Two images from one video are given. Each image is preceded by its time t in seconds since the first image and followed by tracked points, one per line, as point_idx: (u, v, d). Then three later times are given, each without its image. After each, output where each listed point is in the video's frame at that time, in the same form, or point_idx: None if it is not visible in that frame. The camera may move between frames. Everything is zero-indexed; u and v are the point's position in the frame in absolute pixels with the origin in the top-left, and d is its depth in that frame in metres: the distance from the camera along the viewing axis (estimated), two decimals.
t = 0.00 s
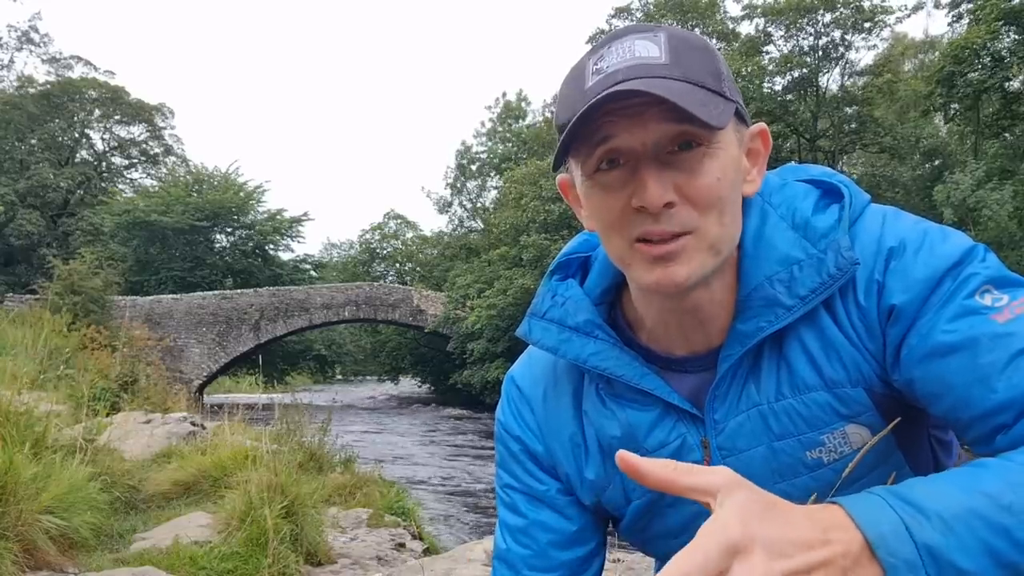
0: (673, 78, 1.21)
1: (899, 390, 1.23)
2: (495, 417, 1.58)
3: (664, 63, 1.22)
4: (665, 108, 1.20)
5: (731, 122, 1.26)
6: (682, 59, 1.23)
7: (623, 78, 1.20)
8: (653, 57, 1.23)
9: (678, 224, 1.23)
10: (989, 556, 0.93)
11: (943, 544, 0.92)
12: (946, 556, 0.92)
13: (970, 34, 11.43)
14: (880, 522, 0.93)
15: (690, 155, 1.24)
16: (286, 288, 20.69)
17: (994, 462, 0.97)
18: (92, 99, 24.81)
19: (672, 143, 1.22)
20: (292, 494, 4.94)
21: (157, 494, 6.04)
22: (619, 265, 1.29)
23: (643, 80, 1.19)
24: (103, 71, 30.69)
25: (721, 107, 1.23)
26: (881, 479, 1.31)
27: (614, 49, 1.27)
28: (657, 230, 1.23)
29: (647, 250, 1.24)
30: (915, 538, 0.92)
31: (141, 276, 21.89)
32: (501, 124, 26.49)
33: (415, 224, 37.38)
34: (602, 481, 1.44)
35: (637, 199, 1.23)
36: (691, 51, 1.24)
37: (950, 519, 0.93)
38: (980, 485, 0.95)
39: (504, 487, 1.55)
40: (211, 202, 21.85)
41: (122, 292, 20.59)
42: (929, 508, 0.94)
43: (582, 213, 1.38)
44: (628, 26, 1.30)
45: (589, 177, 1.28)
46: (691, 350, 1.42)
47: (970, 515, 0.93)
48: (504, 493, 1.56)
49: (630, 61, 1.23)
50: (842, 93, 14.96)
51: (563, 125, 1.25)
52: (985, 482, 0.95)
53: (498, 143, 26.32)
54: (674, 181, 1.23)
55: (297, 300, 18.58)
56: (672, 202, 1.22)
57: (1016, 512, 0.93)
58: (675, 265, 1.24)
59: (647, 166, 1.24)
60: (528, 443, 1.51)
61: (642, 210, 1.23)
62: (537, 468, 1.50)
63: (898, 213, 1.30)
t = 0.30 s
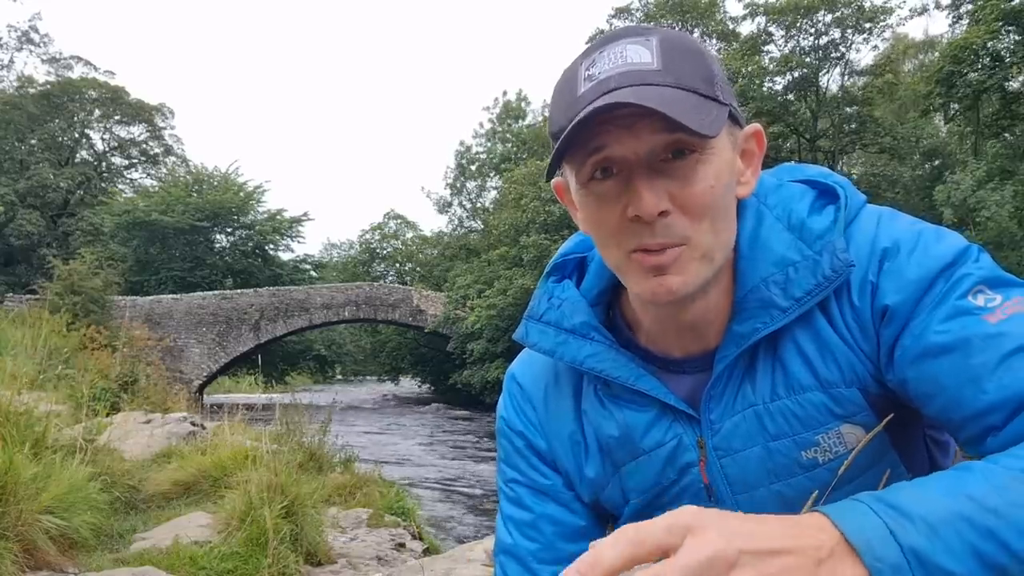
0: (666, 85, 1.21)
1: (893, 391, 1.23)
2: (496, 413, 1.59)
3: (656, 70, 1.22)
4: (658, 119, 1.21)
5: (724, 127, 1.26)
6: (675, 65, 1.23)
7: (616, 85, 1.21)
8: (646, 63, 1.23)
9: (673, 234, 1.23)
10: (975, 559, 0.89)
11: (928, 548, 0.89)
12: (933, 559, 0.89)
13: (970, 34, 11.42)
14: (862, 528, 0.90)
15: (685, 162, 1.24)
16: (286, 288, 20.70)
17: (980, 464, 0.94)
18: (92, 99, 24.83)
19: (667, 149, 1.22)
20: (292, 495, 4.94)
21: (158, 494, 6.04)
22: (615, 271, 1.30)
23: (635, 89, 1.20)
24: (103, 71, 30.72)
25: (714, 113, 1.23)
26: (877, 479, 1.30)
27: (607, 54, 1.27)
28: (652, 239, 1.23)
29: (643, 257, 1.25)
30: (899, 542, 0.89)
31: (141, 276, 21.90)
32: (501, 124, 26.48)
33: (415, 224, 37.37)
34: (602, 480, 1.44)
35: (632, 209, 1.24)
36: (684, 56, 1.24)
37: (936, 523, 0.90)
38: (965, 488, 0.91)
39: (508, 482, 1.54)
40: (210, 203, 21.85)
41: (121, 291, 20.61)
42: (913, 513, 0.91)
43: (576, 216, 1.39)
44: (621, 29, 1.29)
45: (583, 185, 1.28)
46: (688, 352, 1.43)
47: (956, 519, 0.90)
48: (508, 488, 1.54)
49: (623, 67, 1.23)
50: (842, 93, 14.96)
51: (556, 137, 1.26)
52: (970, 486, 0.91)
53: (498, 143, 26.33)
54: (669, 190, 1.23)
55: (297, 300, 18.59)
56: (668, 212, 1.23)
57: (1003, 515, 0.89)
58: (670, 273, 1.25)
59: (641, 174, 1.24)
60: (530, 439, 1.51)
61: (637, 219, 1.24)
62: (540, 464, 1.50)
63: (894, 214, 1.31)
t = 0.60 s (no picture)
0: (638, 107, 1.20)
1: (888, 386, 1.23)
2: (502, 403, 1.57)
3: (628, 91, 1.21)
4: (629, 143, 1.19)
5: (706, 135, 1.24)
6: (647, 83, 1.21)
7: (589, 111, 1.21)
8: (618, 83, 1.22)
9: (657, 246, 1.23)
10: (962, 564, 0.88)
11: (916, 553, 0.88)
12: (920, 564, 0.88)
13: (970, 34, 11.41)
14: (850, 539, 0.90)
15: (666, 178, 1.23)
16: (286, 288, 20.70)
17: (963, 470, 0.93)
18: (92, 99, 24.86)
19: (639, 175, 1.20)
20: (292, 494, 4.94)
21: (158, 494, 6.04)
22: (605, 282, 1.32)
23: (608, 115, 1.19)
24: (103, 71, 30.69)
25: (692, 124, 1.21)
26: (873, 475, 1.31)
27: (583, 71, 1.25)
28: (637, 255, 1.24)
29: (632, 270, 1.26)
30: (887, 549, 0.88)
31: (141, 276, 21.92)
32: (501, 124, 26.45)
33: (415, 224, 37.35)
34: (607, 473, 1.44)
35: (613, 229, 1.23)
36: (658, 73, 1.22)
37: (924, 531, 0.89)
38: (952, 495, 0.90)
39: (517, 470, 1.49)
40: (210, 202, 21.84)
41: (121, 291, 20.62)
42: (899, 521, 0.90)
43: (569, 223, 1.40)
44: (595, 42, 1.27)
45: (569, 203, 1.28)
46: (684, 349, 1.44)
47: (942, 525, 0.89)
48: (514, 478, 1.50)
49: (596, 90, 1.23)
50: (843, 93, 14.96)
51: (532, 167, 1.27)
52: (956, 492, 0.90)
53: (498, 143, 26.32)
54: (650, 207, 1.22)
55: (297, 300, 18.59)
56: (651, 230, 1.22)
57: (990, 519, 0.88)
58: (656, 284, 1.26)
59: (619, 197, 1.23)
60: (538, 429, 1.48)
61: (619, 240, 1.23)
62: (547, 450, 1.48)
63: (889, 212, 1.30)
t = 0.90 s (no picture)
0: (644, 80, 1.22)
1: (892, 385, 1.23)
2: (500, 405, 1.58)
3: (635, 67, 1.23)
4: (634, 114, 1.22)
5: (709, 116, 1.27)
6: (654, 61, 1.25)
7: (597, 82, 1.24)
8: (625, 60, 1.24)
9: (659, 222, 1.25)
10: (957, 547, 0.87)
11: (911, 534, 0.87)
12: (913, 545, 0.86)
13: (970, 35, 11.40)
14: (846, 517, 0.88)
15: (670, 156, 1.25)
16: (286, 288, 20.70)
17: (960, 458, 0.92)
18: (92, 99, 24.88)
19: (644, 145, 1.23)
20: (292, 494, 4.94)
21: (158, 494, 6.04)
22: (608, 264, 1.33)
23: (615, 86, 1.22)
24: (103, 71, 30.66)
25: (696, 102, 1.23)
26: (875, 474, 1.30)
27: (591, 53, 1.29)
28: (637, 229, 1.25)
29: (632, 246, 1.27)
30: (879, 527, 0.87)
31: (141, 276, 21.91)
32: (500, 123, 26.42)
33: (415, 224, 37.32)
34: (606, 472, 1.44)
35: (615, 201, 1.26)
36: (666, 51, 1.25)
37: (916, 512, 0.88)
38: (948, 479, 0.89)
39: (513, 469, 1.49)
40: (210, 202, 21.83)
41: (121, 291, 20.64)
42: (895, 501, 0.88)
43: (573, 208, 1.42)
44: (605, 29, 1.32)
45: (574, 179, 1.31)
46: (686, 345, 1.44)
47: (938, 507, 0.87)
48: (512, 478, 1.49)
49: (605, 64, 1.25)
50: (843, 93, 14.97)
51: (538, 130, 1.29)
52: (952, 477, 0.89)
53: (497, 143, 26.31)
54: (653, 182, 1.24)
55: (297, 300, 18.59)
56: (652, 202, 1.24)
57: (987, 504, 0.87)
58: (657, 259, 1.26)
59: (626, 170, 1.26)
60: (537, 429, 1.50)
61: (621, 212, 1.26)
62: (545, 451, 1.48)
63: (892, 212, 1.30)
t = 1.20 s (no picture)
0: (654, 77, 1.23)
1: (897, 389, 1.23)
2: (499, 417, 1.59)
3: (647, 63, 1.25)
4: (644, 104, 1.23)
5: (717, 119, 1.28)
6: (665, 59, 1.26)
7: (606, 78, 1.24)
8: (637, 57, 1.26)
9: (661, 221, 1.25)
10: (972, 525, 0.97)
11: (927, 514, 0.97)
12: (929, 525, 0.97)
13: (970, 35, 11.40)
14: (865, 491, 0.98)
15: (676, 156, 1.25)
16: (287, 288, 20.69)
17: (977, 447, 1.01)
18: (92, 99, 24.87)
19: (650, 143, 1.25)
20: (292, 495, 4.93)
21: (158, 494, 6.04)
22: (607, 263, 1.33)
23: (625, 82, 1.22)
24: (103, 71, 30.65)
25: (704, 104, 1.25)
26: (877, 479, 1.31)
27: (602, 49, 1.30)
28: (640, 228, 1.26)
29: (633, 246, 1.28)
30: (897, 506, 0.97)
31: (141, 276, 21.91)
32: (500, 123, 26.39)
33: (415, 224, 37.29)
34: (608, 480, 1.46)
35: (618, 199, 1.26)
36: (676, 51, 1.27)
37: (934, 490, 0.98)
38: (967, 463, 1.00)
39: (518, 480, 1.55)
40: (210, 202, 21.82)
41: (121, 292, 20.65)
42: (914, 482, 0.98)
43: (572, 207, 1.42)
44: (617, 26, 1.33)
45: (576, 175, 1.31)
46: (687, 351, 1.44)
47: (955, 488, 0.98)
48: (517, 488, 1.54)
49: (615, 61, 1.26)
50: (842, 93, 14.97)
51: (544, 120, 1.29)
52: (973, 461, 0.99)
53: (497, 143, 26.30)
54: (657, 181, 1.25)
55: (297, 300, 18.60)
56: (656, 201, 1.24)
57: (1002, 486, 0.97)
58: (657, 262, 1.27)
59: (630, 167, 1.27)
60: (537, 439, 1.52)
61: (624, 209, 1.26)
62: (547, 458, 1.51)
63: (897, 214, 1.32)
